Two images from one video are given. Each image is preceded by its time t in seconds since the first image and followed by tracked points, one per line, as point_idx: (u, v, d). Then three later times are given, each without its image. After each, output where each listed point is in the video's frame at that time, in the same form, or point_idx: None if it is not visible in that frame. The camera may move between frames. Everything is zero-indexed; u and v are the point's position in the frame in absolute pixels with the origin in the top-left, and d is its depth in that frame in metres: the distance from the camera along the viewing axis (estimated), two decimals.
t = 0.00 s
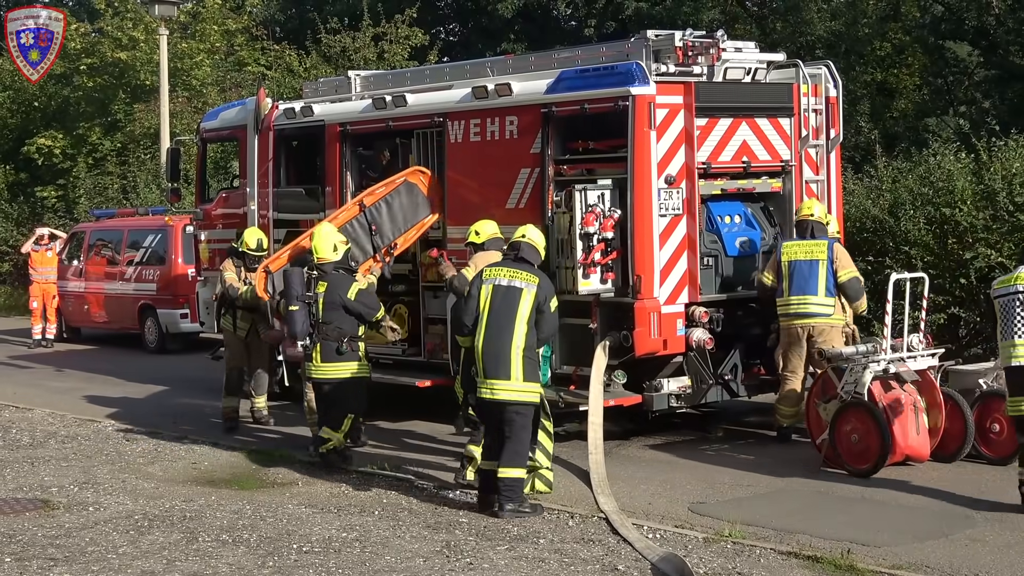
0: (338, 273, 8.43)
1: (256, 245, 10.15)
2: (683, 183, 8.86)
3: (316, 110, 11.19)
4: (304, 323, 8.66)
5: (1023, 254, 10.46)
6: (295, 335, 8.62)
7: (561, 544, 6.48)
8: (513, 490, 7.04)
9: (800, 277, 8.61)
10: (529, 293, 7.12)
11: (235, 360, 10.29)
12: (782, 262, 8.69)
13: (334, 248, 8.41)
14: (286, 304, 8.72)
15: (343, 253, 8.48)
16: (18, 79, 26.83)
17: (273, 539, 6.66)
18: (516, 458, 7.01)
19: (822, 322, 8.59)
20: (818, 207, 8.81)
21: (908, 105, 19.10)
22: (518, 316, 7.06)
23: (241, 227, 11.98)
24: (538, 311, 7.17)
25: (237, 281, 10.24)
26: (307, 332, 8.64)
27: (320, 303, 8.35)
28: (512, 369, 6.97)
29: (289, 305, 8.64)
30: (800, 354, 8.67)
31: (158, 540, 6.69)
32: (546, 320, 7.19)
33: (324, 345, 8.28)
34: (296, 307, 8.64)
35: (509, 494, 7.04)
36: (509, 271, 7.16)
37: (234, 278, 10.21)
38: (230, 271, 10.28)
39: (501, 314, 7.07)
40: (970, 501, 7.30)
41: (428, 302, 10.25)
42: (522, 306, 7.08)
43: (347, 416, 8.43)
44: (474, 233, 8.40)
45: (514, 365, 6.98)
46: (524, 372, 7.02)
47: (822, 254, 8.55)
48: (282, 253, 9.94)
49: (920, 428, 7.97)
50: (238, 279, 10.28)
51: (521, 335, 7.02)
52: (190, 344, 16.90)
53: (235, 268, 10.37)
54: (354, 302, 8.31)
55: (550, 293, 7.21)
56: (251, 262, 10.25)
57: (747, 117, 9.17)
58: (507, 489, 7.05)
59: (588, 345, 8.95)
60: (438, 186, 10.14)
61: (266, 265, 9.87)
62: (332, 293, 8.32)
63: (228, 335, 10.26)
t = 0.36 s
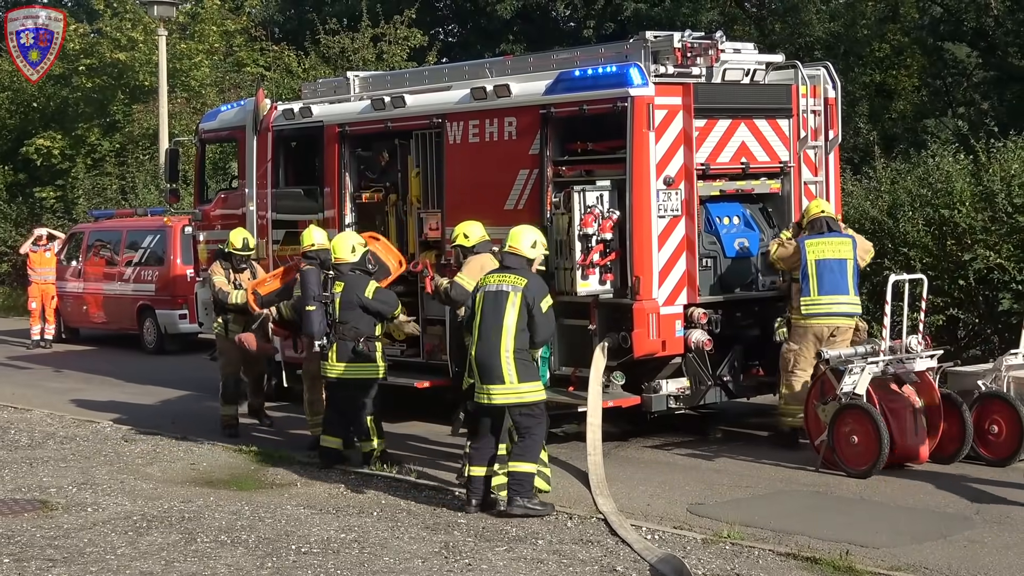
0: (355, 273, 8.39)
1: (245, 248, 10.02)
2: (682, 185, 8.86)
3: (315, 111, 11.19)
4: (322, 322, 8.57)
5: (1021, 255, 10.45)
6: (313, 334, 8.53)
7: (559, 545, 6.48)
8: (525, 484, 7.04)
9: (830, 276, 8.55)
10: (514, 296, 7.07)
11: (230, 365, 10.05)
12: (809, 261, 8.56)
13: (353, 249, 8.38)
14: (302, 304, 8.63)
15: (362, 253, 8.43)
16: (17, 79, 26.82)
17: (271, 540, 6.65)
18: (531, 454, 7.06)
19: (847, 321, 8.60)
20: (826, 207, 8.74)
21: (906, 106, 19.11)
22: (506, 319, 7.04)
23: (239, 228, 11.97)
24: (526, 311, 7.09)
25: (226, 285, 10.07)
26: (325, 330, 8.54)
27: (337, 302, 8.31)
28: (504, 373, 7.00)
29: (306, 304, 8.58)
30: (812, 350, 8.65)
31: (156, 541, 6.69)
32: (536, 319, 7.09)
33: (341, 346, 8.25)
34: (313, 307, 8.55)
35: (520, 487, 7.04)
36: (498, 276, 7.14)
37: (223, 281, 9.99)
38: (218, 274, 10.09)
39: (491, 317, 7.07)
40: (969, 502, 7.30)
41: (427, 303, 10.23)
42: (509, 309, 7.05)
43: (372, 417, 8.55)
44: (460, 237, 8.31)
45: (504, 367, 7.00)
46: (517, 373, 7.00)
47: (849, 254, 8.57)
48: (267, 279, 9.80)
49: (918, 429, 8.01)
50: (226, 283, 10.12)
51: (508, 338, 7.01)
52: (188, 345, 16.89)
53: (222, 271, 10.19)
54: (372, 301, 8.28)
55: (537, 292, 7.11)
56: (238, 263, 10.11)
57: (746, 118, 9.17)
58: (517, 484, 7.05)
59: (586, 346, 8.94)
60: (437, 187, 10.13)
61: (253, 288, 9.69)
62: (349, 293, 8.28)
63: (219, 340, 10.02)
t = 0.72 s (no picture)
0: (379, 275, 8.62)
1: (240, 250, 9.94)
2: (681, 186, 8.86)
3: (314, 112, 11.19)
4: (344, 319, 8.99)
5: (1020, 257, 10.45)
6: (334, 330, 8.98)
7: (557, 546, 6.48)
8: (545, 492, 7.00)
9: (837, 276, 8.56)
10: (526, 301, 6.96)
11: (230, 368, 9.98)
12: (817, 263, 8.53)
13: (381, 252, 8.59)
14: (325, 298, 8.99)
15: (390, 257, 8.66)
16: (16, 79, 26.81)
17: (269, 541, 6.65)
18: (553, 462, 6.98)
19: (853, 321, 8.63)
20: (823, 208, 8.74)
21: (905, 108, 19.12)
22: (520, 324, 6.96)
23: (238, 229, 11.98)
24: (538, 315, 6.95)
25: (221, 287, 10.02)
26: (344, 329, 8.97)
27: (361, 300, 8.57)
28: (519, 380, 6.93)
29: (329, 300, 8.96)
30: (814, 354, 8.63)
31: (154, 542, 6.68)
32: (549, 325, 6.92)
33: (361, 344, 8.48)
34: (336, 304, 8.93)
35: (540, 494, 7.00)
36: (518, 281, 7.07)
37: (217, 283, 9.96)
38: (213, 276, 10.03)
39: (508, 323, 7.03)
40: (967, 504, 7.30)
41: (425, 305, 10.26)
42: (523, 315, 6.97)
43: (378, 419, 8.55)
44: (441, 243, 8.58)
45: (518, 375, 6.94)
46: (531, 382, 6.91)
47: (850, 253, 8.64)
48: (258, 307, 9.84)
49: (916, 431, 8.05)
50: (221, 285, 10.05)
51: (519, 344, 6.93)
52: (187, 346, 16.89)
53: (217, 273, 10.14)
54: (394, 303, 8.53)
55: (552, 297, 6.93)
56: (234, 266, 10.03)
57: (744, 120, 9.20)
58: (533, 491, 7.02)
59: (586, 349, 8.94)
60: (435, 188, 10.13)
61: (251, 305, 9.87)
62: (372, 293, 8.55)
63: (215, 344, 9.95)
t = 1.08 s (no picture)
0: (395, 279, 8.62)
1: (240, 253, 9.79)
2: (680, 187, 8.86)
3: (313, 113, 11.19)
4: (353, 316, 8.75)
5: (1018, 260, 10.46)
6: (341, 326, 8.72)
7: (554, 548, 6.47)
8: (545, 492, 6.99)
9: (839, 279, 8.61)
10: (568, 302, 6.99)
11: (228, 370, 9.99)
12: (822, 269, 8.53)
13: (403, 258, 8.57)
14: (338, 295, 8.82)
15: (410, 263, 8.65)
16: (15, 78, 26.76)
17: (267, 542, 6.64)
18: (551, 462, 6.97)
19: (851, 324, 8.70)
20: (820, 206, 8.74)
21: (905, 110, 19.14)
22: (560, 325, 7.01)
23: (236, 229, 11.98)
24: (582, 316, 6.93)
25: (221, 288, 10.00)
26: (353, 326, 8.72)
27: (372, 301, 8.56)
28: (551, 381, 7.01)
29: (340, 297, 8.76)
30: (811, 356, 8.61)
31: (152, 543, 6.68)
32: (588, 327, 6.89)
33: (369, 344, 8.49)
34: (346, 301, 8.72)
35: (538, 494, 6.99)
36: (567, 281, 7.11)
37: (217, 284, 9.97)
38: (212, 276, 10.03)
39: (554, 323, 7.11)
40: (965, 507, 7.29)
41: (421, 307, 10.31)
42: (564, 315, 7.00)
43: (376, 419, 8.54)
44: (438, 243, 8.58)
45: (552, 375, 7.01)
46: (557, 384, 6.95)
47: (849, 256, 8.72)
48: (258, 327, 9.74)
49: (915, 434, 8.02)
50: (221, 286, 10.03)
51: (556, 344, 6.99)
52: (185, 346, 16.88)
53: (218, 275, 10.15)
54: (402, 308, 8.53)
55: (597, 300, 6.89)
56: (235, 268, 9.92)
57: (743, 122, 9.19)
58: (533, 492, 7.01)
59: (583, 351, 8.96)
60: (434, 188, 10.12)
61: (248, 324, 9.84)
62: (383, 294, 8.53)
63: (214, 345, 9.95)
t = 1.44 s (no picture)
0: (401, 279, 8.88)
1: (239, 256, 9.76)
2: (678, 189, 8.85)
3: (311, 115, 11.19)
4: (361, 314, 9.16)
5: (1017, 262, 10.46)
6: (350, 323, 9.14)
7: (553, 549, 6.47)
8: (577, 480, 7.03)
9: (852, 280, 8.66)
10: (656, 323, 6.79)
11: (225, 369, 9.96)
12: (842, 267, 8.57)
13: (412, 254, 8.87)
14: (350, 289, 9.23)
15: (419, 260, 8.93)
16: (13, 79, 26.74)
17: (265, 543, 6.64)
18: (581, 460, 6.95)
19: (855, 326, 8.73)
20: (826, 204, 8.76)
21: (903, 112, 19.16)
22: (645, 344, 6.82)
23: (235, 230, 11.97)
24: (670, 337, 6.74)
25: (222, 287, 9.92)
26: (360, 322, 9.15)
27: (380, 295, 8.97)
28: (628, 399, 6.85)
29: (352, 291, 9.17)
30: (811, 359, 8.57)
31: (150, 544, 6.68)
32: (674, 347, 6.69)
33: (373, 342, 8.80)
34: (355, 296, 9.13)
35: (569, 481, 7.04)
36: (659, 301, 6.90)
37: (218, 283, 9.93)
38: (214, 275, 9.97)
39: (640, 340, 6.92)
40: (963, 508, 7.29)
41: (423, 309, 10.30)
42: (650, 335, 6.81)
43: (393, 414, 8.90)
44: (441, 242, 8.66)
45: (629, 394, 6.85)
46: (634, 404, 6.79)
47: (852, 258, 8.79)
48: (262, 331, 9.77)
49: (912, 435, 8.02)
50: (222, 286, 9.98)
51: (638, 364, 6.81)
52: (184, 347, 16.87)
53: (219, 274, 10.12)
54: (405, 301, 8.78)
55: (692, 319, 6.68)
56: (236, 271, 9.84)
57: (741, 123, 9.19)
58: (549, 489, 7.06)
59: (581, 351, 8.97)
60: (432, 190, 10.12)
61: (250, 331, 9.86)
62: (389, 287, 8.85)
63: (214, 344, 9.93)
